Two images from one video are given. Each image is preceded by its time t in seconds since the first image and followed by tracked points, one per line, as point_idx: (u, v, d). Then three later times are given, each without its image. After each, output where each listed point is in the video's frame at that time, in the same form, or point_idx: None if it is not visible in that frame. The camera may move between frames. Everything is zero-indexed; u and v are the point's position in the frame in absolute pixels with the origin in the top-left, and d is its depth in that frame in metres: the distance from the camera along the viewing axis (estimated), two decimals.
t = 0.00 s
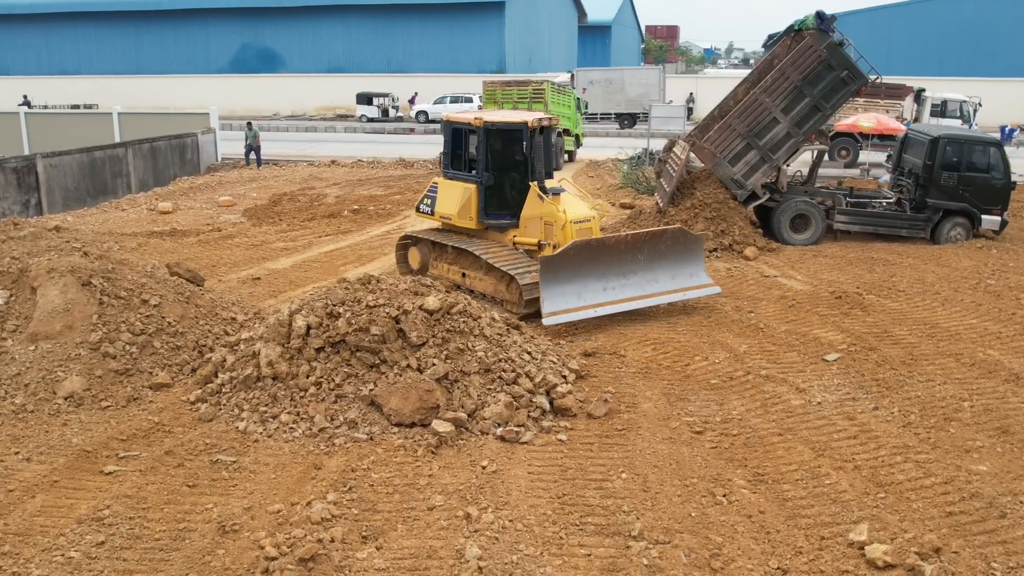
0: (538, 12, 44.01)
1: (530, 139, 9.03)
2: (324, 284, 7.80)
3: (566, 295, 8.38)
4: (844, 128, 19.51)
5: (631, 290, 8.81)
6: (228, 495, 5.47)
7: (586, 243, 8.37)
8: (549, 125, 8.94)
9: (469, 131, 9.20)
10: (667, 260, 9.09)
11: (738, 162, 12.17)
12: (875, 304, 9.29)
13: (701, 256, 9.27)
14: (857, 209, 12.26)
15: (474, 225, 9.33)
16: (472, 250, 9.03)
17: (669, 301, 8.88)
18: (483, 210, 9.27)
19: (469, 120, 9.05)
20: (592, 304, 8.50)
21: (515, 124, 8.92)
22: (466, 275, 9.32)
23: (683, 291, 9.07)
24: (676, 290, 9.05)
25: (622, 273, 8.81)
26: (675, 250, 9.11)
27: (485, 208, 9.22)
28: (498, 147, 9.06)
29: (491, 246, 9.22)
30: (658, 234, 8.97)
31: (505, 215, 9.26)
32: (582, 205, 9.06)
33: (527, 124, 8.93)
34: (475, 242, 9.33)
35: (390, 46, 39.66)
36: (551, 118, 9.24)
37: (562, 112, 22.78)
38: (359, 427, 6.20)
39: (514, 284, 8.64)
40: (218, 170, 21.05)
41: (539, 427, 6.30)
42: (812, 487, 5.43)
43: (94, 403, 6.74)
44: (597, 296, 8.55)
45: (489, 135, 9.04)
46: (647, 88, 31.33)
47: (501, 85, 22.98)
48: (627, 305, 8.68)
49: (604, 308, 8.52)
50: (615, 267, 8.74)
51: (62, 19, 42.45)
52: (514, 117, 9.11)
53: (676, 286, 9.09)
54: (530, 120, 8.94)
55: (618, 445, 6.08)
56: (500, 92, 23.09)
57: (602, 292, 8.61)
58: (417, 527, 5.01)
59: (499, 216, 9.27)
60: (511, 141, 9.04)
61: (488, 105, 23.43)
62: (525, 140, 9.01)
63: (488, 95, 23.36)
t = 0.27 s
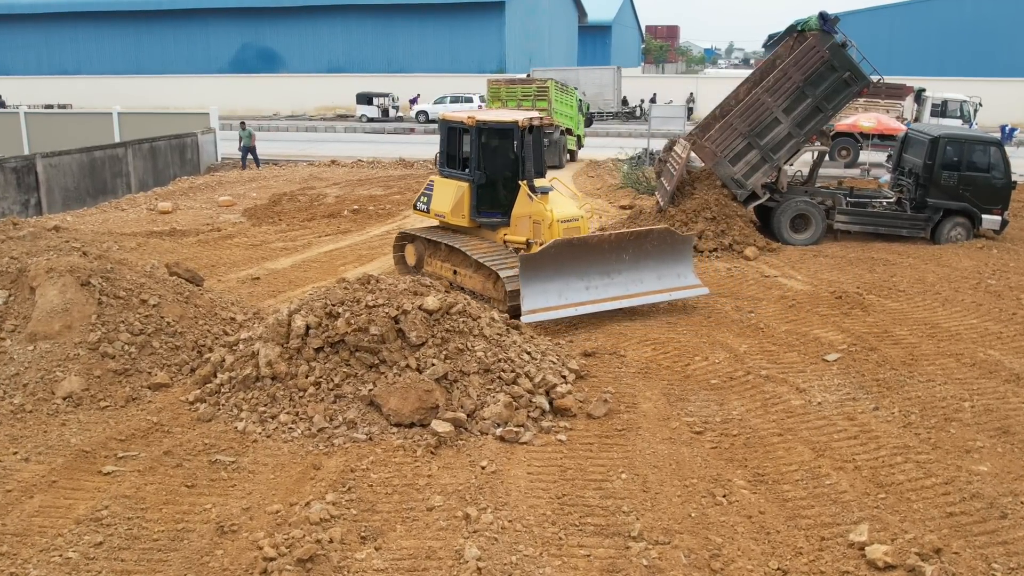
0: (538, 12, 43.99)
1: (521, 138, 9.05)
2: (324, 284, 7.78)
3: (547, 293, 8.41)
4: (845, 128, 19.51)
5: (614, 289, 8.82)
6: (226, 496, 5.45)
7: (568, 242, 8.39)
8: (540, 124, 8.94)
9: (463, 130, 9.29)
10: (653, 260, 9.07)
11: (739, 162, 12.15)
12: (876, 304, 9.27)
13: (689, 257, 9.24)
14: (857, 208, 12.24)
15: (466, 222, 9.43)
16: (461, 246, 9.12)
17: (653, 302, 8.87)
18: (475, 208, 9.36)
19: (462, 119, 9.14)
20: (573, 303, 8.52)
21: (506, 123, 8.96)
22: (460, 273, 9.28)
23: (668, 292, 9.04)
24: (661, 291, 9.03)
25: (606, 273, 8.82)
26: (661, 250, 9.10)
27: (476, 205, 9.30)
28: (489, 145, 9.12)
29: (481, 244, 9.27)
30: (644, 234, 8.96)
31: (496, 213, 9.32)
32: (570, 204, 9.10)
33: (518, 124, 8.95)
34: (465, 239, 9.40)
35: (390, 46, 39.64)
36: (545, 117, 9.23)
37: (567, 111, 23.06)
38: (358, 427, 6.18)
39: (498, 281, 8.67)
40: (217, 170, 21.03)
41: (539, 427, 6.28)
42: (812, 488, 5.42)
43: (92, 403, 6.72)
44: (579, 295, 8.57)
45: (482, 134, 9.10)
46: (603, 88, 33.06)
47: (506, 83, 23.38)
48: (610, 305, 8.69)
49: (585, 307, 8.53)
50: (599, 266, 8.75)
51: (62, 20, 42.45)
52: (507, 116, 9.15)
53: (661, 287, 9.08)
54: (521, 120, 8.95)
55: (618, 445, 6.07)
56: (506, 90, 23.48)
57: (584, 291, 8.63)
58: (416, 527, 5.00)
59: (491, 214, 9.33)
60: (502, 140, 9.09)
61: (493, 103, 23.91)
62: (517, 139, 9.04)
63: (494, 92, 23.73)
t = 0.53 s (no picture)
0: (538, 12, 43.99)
1: (512, 137, 9.16)
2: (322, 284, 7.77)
3: (530, 291, 8.49)
4: (845, 127, 19.49)
5: (599, 288, 8.87)
6: (224, 496, 5.44)
7: (550, 241, 8.47)
8: (531, 123, 9.03)
9: (457, 129, 9.44)
10: (638, 259, 9.12)
11: (739, 161, 12.14)
12: (875, 304, 9.26)
13: (676, 258, 9.27)
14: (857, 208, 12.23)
15: (459, 220, 9.56)
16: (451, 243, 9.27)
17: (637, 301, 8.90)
18: (468, 205, 9.50)
19: (455, 118, 9.29)
20: (556, 301, 8.58)
21: (497, 122, 9.09)
22: (456, 272, 9.27)
23: (653, 291, 9.08)
24: (646, 290, 9.07)
25: (590, 272, 8.87)
26: (647, 250, 9.14)
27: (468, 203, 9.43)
28: (482, 143, 9.25)
29: (473, 241, 9.38)
30: (629, 233, 9.01)
31: (488, 211, 9.46)
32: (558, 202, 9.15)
33: (509, 123, 9.07)
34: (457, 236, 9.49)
35: (390, 46, 39.64)
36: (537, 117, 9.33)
37: (571, 109, 23.10)
38: (356, 427, 6.18)
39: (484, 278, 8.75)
40: (217, 169, 21.01)
41: (537, 427, 6.28)
42: (810, 488, 5.41)
43: (90, 403, 6.71)
44: (562, 293, 8.63)
45: (474, 133, 9.25)
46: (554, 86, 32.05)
47: (510, 81, 23.34)
48: (593, 303, 8.73)
49: (568, 305, 8.59)
50: (583, 265, 8.81)
51: (62, 19, 42.45)
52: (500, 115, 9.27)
53: (646, 287, 9.12)
54: (512, 119, 9.07)
55: (617, 445, 6.07)
56: (509, 88, 23.45)
57: (568, 290, 8.68)
58: (414, 527, 4.99)
59: (482, 212, 9.48)
60: (494, 139, 9.21)
61: (496, 101, 23.82)
62: (508, 138, 9.15)
63: (497, 90, 23.67)
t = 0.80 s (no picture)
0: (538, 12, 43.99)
1: (505, 136, 9.25)
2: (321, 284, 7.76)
3: (515, 288, 8.65)
4: (845, 127, 19.49)
5: (585, 287, 8.99)
6: (223, 496, 5.44)
7: (535, 239, 8.61)
8: (522, 123, 9.12)
9: (452, 128, 9.56)
10: (626, 259, 9.24)
11: (739, 160, 12.13)
12: (875, 304, 9.25)
13: (663, 257, 9.37)
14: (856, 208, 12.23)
15: (453, 218, 9.67)
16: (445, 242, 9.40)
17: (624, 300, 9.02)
18: (461, 203, 9.59)
19: (450, 117, 9.41)
20: (541, 298, 8.72)
21: (490, 121, 9.19)
22: (453, 272, 9.28)
23: (639, 290, 9.19)
24: (632, 289, 9.18)
25: (577, 270, 9.01)
26: (634, 249, 9.25)
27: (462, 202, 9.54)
28: (476, 143, 9.36)
29: (465, 239, 9.51)
30: (616, 233, 9.13)
31: (481, 209, 9.56)
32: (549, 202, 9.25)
33: (501, 122, 9.17)
34: (450, 235, 9.60)
35: (389, 46, 39.65)
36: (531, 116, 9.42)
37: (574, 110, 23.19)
38: (355, 427, 6.18)
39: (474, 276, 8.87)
40: (217, 169, 20.99)
41: (536, 427, 6.27)
42: (809, 488, 5.41)
43: (89, 403, 6.70)
44: (548, 291, 8.77)
45: (467, 132, 9.35)
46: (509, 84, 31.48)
47: (514, 81, 23.30)
48: (579, 301, 8.86)
49: (554, 303, 8.72)
50: (569, 263, 8.95)
51: (63, 19, 42.46)
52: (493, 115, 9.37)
53: (633, 285, 9.24)
54: (504, 118, 9.16)
55: (616, 445, 6.06)
56: (513, 88, 23.42)
57: (553, 288, 8.83)
58: (412, 528, 4.99)
59: (475, 210, 9.58)
60: (487, 138, 9.31)
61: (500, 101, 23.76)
62: (500, 137, 9.25)
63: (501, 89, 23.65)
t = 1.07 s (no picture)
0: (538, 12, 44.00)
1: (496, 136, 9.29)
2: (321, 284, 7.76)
3: (501, 286, 8.74)
4: (845, 127, 19.50)
5: (571, 285, 9.06)
6: (222, 496, 5.44)
7: (520, 237, 8.70)
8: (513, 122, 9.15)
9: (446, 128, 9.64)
10: (613, 258, 9.29)
11: (739, 160, 12.13)
12: (874, 304, 9.26)
13: (651, 257, 9.42)
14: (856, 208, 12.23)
15: (447, 216, 9.73)
16: (437, 241, 9.48)
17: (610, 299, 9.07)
18: (455, 202, 9.63)
19: (444, 116, 9.50)
20: (527, 296, 8.80)
21: (481, 120, 9.24)
22: (451, 272, 9.27)
23: (627, 289, 9.24)
24: (619, 288, 9.23)
25: (564, 269, 9.07)
26: (622, 249, 9.31)
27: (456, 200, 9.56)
28: (468, 142, 9.41)
29: (459, 238, 9.58)
30: (604, 232, 9.18)
31: (474, 208, 9.57)
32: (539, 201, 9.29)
33: (492, 121, 9.21)
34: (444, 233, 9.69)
35: (389, 45, 39.67)
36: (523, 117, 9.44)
37: (574, 110, 23.26)
38: (354, 428, 6.18)
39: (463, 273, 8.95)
40: (217, 169, 20.99)
41: (536, 427, 6.28)
42: (809, 488, 5.41)
43: (89, 404, 6.71)
44: (534, 289, 8.85)
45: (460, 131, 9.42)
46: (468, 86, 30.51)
47: (517, 81, 23.24)
48: (565, 299, 8.93)
49: (539, 301, 8.80)
50: (556, 262, 9.02)
51: (63, 19, 42.47)
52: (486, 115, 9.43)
53: (621, 284, 9.29)
54: (496, 118, 9.21)
55: (615, 446, 6.07)
56: (516, 88, 23.36)
57: (539, 286, 8.90)
58: (411, 528, 4.99)
59: (469, 209, 9.61)
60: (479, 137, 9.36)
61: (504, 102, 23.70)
62: (491, 137, 9.29)
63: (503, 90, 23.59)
